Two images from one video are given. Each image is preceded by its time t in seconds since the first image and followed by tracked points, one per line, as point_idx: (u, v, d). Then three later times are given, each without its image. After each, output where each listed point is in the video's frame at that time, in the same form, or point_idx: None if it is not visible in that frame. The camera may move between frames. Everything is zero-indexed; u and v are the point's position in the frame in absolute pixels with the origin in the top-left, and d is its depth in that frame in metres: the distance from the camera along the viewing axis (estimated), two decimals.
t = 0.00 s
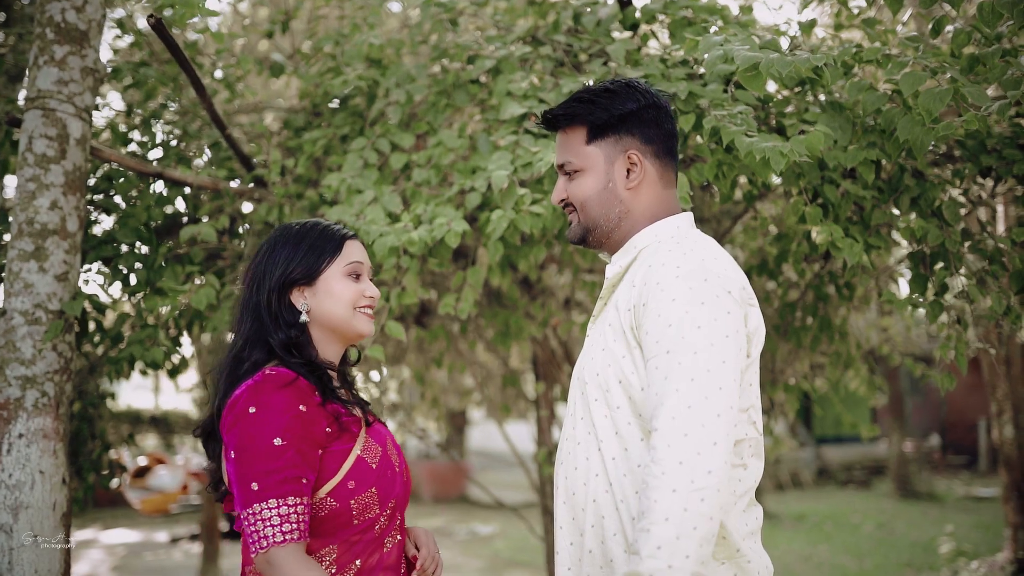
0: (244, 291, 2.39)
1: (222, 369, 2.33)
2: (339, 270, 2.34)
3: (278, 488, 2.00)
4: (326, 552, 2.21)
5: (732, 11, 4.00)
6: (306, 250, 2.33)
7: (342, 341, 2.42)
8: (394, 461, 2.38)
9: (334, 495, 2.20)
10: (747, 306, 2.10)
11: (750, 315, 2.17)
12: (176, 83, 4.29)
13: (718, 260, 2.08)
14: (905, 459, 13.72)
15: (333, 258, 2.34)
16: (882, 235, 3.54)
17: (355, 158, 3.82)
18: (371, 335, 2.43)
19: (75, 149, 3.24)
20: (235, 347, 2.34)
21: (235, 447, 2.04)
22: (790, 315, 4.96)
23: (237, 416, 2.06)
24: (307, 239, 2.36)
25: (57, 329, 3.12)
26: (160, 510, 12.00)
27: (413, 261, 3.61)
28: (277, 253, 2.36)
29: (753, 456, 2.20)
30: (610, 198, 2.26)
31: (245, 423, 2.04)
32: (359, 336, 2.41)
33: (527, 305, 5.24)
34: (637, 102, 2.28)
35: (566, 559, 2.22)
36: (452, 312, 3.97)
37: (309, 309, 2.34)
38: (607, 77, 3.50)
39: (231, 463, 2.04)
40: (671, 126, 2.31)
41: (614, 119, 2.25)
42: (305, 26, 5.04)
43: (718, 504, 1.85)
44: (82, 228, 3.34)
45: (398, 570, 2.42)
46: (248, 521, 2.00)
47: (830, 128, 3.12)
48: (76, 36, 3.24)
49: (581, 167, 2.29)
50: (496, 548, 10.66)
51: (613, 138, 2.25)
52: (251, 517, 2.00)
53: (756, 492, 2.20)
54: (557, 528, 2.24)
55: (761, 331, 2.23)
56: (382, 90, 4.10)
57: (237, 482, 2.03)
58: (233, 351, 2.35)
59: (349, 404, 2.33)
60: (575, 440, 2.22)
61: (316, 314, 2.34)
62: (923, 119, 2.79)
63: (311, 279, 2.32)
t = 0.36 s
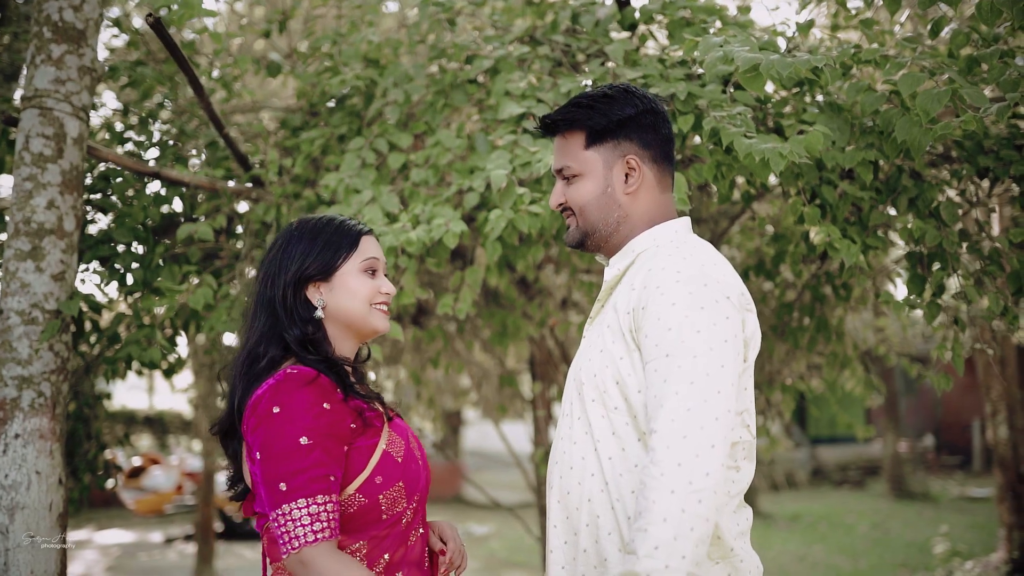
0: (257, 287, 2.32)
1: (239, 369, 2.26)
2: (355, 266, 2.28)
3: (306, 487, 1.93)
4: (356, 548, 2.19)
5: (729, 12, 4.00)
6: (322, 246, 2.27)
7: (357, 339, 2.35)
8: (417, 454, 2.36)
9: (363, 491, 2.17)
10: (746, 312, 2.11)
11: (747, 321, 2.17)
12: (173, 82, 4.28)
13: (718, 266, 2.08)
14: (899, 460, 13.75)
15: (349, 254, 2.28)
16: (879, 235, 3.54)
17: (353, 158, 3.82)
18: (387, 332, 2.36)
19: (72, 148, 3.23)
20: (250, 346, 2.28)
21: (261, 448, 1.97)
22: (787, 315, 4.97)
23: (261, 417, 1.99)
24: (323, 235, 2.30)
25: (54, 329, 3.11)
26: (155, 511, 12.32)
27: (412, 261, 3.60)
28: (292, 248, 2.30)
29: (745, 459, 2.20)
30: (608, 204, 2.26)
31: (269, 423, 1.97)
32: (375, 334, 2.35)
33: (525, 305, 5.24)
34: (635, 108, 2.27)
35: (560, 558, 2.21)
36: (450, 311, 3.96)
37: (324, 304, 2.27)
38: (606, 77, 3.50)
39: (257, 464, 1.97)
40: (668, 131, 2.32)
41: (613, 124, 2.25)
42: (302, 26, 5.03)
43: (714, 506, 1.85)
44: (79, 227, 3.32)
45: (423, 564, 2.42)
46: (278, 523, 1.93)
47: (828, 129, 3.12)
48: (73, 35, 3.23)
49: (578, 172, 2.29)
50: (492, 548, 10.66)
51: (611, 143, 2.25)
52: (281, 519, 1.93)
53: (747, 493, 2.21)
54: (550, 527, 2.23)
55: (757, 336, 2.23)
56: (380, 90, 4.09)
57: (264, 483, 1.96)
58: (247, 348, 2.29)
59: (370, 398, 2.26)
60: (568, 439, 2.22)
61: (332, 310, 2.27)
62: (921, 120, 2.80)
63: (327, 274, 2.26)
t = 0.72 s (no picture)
0: (273, 284, 2.28)
1: (258, 367, 2.23)
2: (372, 261, 2.24)
3: (339, 479, 1.91)
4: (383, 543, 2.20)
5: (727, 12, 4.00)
6: (339, 242, 2.22)
7: (376, 335, 2.30)
8: (440, 449, 2.37)
9: (390, 485, 2.18)
10: (745, 314, 2.11)
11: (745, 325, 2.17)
12: (170, 82, 4.27)
13: (718, 270, 2.08)
14: (894, 460, 13.78)
15: (365, 249, 2.23)
16: (877, 236, 3.55)
17: (351, 158, 3.81)
18: (406, 327, 2.32)
19: (69, 148, 3.22)
20: (269, 344, 2.24)
21: (291, 441, 1.94)
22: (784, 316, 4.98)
23: (290, 410, 1.96)
24: (339, 230, 2.25)
25: (52, 330, 3.10)
26: (150, 512, 12.04)
27: (410, 261, 3.60)
28: (309, 244, 2.25)
29: (739, 460, 2.20)
30: (607, 207, 2.27)
31: (300, 415, 1.95)
32: (394, 329, 2.30)
33: (522, 306, 5.24)
34: (634, 112, 2.27)
35: (555, 554, 2.19)
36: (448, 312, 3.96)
37: (343, 301, 2.23)
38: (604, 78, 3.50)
39: (288, 457, 1.94)
40: (665, 135, 2.32)
41: (612, 128, 2.24)
42: (299, 26, 5.03)
43: (712, 506, 1.85)
44: (76, 227, 3.32)
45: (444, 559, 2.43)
46: (311, 516, 1.90)
47: (827, 129, 3.12)
48: (70, 35, 3.22)
49: (577, 175, 2.28)
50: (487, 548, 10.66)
51: (610, 147, 2.25)
52: (313, 512, 1.90)
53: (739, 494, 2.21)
54: (545, 525, 2.22)
55: (754, 340, 2.23)
56: (378, 90, 4.09)
57: (295, 476, 1.93)
58: (266, 346, 2.25)
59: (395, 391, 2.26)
60: (563, 436, 2.22)
61: (350, 307, 2.23)
62: (920, 121, 2.80)
63: (344, 271, 2.21)
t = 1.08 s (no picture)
0: (290, 282, 2.28)
1: (279, 365, 2.21)
2: (389, 258, 2.24)
3: (369, 474, 1.90)
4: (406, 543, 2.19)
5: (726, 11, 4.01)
6: (356, 239, 2.23)
7: (394, 330, 2.32)
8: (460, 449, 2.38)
9: (415, 483, 2.18)
10: (744, 318, 2.11)
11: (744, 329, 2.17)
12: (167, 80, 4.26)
13: (717, 273, 2.07)
14: (890, 460, 13.79)
15: (383, 246, 2.24)
16: (876, 236, 3.55)
17: (350, 157, 3.81)
18: (423, 322, 2.34)
19: (67, 147, 3.21)
20: (289, 343, 2.23)
21: (321, 435, 1.93)
22: (782, 316, 4.98)
23: (320, 404, 1.95)
24: (355, 226, 2.26)
25: (50, 329, 3.09)
26: (146, 511, 12.01)
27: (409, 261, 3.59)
28: (326, 241, 2.26)
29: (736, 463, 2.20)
30: (605, 210, 2.27)
31: (331, 409, 1.94)
32: (412, 324, 2.32)
33: (520, 306, 5.24)
34: (633, 116, 2.28)
35: (553, 555, 2.19)
36: (447, 311, 3.96)
37: (361, 298, 2.24)
38: (604, 78, 3.50)
39: (317, 451, 1.93)
40: (661, 139, 2.34)
41: (612, 132, 2.25)
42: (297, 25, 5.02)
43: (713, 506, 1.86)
44: (74, 226, 3.31)
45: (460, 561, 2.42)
46: (340, 511, 1.89)
47: (827, 129, 3.12)
48: (69, 33, 3.21)
49: (575, 178, 2.28)
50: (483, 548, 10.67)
51: (609, 151, 2.25)
52: (343, 506, 1.88)
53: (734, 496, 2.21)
54: (544, 526, 2.21)
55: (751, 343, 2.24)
56: (377, 89, 4.08)
57: (323, 471, 1.92)
58: (286, 345, 2.24)
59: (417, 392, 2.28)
60: (561, 438, 2.22)
61: (369, 304, 2.24)
62: (920, 121, 2.81)
63: (361, 268, 2.22)
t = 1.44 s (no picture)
0: (308, 280, 2.28)
1: (299, 365, 2.21)
2: (405, 256, 2.24)
3: (391, 474, 1.91)
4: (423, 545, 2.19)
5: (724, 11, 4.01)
6: (371, 237, 2.23)
7: (412, 328, 2.32)
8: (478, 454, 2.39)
9: (435, 487, 2.18)
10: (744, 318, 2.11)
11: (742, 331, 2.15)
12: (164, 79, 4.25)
13: (717, 274, 2.07)
14: (885, 460, 13.82)
15: (398, 244, 2.24)
16: (874, 236, 3.56)
17: (348, 157, 3.80)
18: (440, 320, 2.34)
19: (65, 145, 3.21)
20: (310, 342, 2.22)
21: (345, 434, 1.94)
22: (779, 316, 4.98)
23: (345, 403, 1.97)
24: (370, 225, 2.26)
25: (47, 328, 3.08)
26: (141, 511, 11.98)
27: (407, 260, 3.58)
28: (342, 240, 2.26)
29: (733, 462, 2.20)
30: (603, 211, 2.28)
31: (355, 409, 1.95)
32: (429, 322, 2.32)
33: (518, 306, 5.24)
34: (630, 117, 2.29)
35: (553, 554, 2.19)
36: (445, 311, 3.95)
37: (378, 297, 2.23)
38: (603, 78, 3.50)
39: (340, 450, 1.94)
40: (656, 141, 2.36)
41: (610, 133, 2.25)
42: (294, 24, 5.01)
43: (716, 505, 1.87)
44: (71, 225, 3.30)
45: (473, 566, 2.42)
46: (359, 510, 1.90)
47: (826, 128, 3.12)
48: (66, 32, 3.21)
49: (574, 179, 2.27)
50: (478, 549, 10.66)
51: (606, 152, 2.25)
52: (362, 505, 1.90)
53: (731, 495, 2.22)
54: (544, 525, 2.21)
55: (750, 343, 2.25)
56: (374, 89, 4.07)
57: (344, 470, 1.93)
58: (306, 345, 2.24)
59: (438, 396, 2.28)
60: (560, 437, 2.22)
61: (386, 303, 2.24)
62: (920, 120, 2.81)
63: (377, 266, 2.22)
